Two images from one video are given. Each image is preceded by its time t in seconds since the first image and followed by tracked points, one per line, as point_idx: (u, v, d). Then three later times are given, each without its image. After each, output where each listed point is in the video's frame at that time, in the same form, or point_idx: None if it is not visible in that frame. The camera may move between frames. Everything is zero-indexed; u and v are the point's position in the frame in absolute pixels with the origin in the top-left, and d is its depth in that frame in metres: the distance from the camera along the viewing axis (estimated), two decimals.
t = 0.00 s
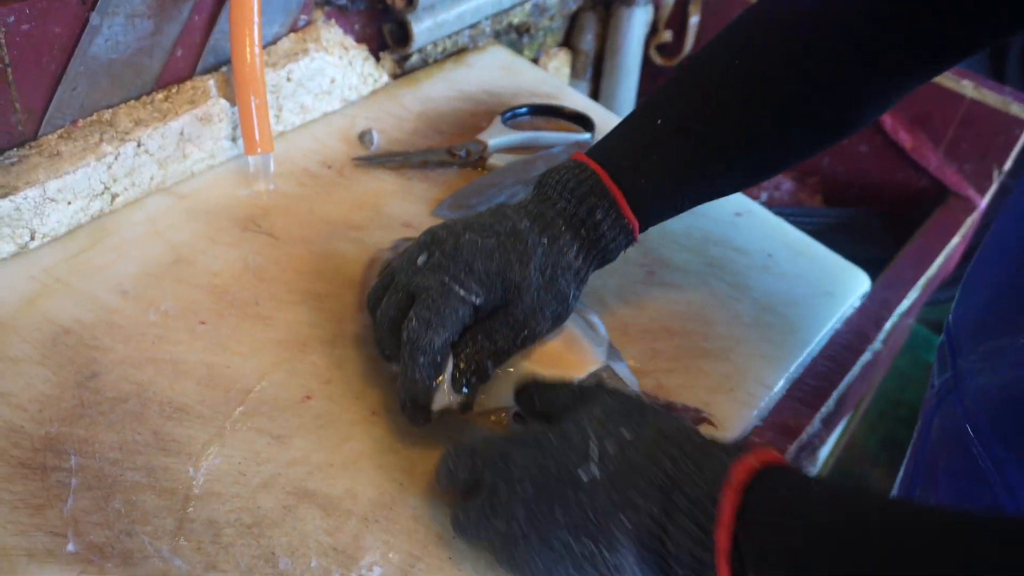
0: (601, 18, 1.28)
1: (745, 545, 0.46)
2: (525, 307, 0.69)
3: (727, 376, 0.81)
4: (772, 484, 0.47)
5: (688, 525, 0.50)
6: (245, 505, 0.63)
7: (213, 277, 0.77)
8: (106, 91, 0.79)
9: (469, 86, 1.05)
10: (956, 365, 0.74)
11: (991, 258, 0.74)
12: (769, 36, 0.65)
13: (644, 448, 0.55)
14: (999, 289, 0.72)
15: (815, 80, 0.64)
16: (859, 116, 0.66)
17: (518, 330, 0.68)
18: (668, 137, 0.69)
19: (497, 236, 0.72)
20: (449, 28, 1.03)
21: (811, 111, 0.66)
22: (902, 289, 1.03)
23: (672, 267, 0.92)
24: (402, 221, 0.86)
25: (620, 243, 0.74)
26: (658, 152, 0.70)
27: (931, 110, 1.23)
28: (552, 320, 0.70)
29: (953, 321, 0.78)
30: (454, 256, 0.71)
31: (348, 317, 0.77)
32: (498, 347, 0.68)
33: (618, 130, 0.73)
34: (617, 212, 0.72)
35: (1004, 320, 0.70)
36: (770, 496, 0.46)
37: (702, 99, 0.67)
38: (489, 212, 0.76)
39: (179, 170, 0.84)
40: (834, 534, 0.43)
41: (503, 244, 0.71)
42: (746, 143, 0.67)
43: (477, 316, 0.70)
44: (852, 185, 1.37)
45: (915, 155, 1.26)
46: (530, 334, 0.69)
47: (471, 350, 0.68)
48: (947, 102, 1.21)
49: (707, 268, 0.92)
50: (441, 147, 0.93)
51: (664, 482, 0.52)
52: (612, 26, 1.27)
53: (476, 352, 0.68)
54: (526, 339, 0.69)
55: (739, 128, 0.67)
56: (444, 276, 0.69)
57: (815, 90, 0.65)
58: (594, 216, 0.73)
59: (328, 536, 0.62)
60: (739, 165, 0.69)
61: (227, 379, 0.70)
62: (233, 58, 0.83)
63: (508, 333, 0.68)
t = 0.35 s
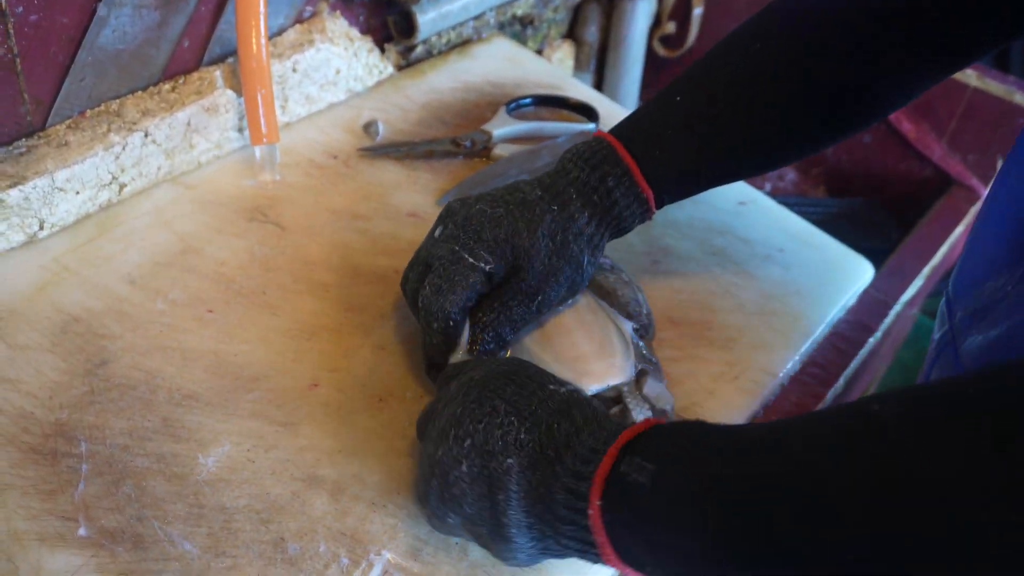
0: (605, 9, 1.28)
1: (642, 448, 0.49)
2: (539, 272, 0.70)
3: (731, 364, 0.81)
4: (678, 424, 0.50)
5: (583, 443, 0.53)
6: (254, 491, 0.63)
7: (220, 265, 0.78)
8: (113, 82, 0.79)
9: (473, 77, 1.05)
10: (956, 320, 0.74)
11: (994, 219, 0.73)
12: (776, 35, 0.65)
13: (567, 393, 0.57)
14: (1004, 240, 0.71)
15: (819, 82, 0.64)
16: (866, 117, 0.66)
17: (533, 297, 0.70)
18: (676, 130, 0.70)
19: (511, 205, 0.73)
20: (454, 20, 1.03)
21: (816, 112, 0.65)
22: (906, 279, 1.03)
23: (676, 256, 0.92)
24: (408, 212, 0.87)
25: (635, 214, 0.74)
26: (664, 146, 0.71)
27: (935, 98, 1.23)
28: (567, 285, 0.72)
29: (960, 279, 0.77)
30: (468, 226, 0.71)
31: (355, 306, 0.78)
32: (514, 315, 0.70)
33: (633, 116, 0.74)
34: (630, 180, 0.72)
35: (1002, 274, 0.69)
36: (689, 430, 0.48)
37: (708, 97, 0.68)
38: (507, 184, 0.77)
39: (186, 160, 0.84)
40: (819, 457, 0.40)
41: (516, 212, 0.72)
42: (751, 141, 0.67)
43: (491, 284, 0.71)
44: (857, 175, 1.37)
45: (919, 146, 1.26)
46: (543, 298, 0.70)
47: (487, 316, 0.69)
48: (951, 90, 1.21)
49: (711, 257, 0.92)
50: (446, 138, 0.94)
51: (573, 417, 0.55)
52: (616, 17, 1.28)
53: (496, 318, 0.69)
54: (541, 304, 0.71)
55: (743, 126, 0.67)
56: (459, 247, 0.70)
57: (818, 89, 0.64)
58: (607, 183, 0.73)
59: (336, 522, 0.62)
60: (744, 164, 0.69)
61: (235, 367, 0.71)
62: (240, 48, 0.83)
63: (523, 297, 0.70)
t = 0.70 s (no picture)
0: (612, 6, 1.29)
1: (633, 470, 0.45)
2: (562, 253, 0.67)
3: (740, 359, 0.82)
4: (679, 434, 0.46)
5: (562, 457, 0.48)
6: (270, 485, 0.64)
7: (233, 262, 0.79)
8: (127, 80, 0.80)
9: (481, 75, 1.06)
10: (969, 316, 0.75)
11: (1009, 220, 0.74)
12: (760, 23, 0.66)
13: (556, 383, 0.52)
14: (1015, 241, 0.72)
15: (799, 71, 0.66)
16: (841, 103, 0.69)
17: (565, 281, 0.67)
18: (665, 112, 0.68)
19: (514, 192, 0.68)
20: (462, 18, 1.04)
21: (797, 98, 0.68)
22: (914, 274, 1.03)
23: (684, 252, 0.93)
24: (418, 208, 0.87)
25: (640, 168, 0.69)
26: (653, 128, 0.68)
27: (940, 94, 1.24)
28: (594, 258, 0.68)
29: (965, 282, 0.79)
30: (478, 230, 0.67)
31: (367, 301, 0.78)
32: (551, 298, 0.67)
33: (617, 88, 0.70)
34: (633, 134, 0.68)
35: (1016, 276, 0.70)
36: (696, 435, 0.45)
37: (697, 83, 0.67)
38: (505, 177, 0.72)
39: (199, 158, 0.85)
40: (823, 465, 0.40)
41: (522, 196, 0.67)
42: (737, 126, 0.68)
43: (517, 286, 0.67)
44: (863, 170, 1.38)
45: (925, 141, 1.27)
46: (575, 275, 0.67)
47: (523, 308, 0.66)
48: (956, 86, 1.22)
49: (719, 252, 0.93)
50: (455, 135, 0.94)
51: (557, 420, 0.50)
52: (622, 15, 1.28)
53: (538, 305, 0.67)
54: (577, 286, 0.67)
55: (730, 111, 0.67)
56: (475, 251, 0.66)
57: (802, 78, 0.67)
58: (606, 138, 0.68)
59: (351, 515, 0.63)
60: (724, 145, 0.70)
61: (249, 362, 0.72)
62: (251, 46, 0.83)
63: (556, 280, 0.67)
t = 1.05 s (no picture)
0: None
1: (802, 491, 0.51)
2: (518, 284, 0.71)
3: (748, 346, 0.82)
4: (824, 433, 0.53)
5: (743, 468, 0.54)
6: (283, 465, 0.64)
7: (244, 248, 0.79)
8: (138, 67, 0.80)
9: (489, 66, 1.06)
10: (983, 331, 0.77)
11: (1008, 234, 0.76)
12: (762, 27, 0.65)
13: (699, 397, 0.58)
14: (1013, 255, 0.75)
15: (802, 68, 0.65)
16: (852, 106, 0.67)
17: (508, 308, 0.71)
18: (665, 133, 0.69)
19: (492, 219, 0.72)
20: (470, 9, 1.05)
21: (803, 98, 0.66)
22: (919, 264, 1.04)
23: (691, 240, 0.93)
24: (427, 196, 0.88)
25: (612, 223, 0.73)
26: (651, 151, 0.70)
27: (944, 87, 1.24)
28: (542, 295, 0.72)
29: (975, 291, 0.81)
30: (443, 236, 0.71)
31: (378, 287, 0.79)
32: (493, 323, 0.70)
33: (616, 121, 0.73)
34: (605, 188, 0.72)
35: None
36: (831, 449, 0.51)
37: (698, 96, 0.68)
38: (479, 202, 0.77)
39: (209, 145, 0.86)
40: (863, 461, 0.50)
41: (495, 226, 0.72)
42: (742, 135, 0.68)
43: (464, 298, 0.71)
44: (868, 162, 1.39)
45: (929, 134, 1.27)
46: (519, 308, 0.71)
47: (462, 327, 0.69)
48: (961, 78, 1.22)
49: (726, 241, 0.93)
50: (463, 124, 0.95)
51: (718, 432, 0.56)
52: (628, 7, 1.29)
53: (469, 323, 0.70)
54: (513, 313, 0.71)
55: (732, 121, 0.67)
56: (434, 257, 0.70)
57: (806, 74, 0.65)
58: (581, 192, 0.72)
59: (363, 496, 0.64)
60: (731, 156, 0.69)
61: (261, 346, 0.72)
62: (262, 34, 0.84)
63: (499, 308, 0.70)
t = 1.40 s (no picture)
0: None
1: (764, 451, 0.53)
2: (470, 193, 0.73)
3: (749, 340, 0.83)
4: (775, 399, 0.54)
5: (709, 429, 0.56)
6: (288, 458, 0.65)
7: (249, 244, 0.80)
8: (143, 64, 0.81)
9: (490, 63, 1.07)
10: (991, 329, 0.76)
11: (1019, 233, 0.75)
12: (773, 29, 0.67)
13: (662, 361, 0.60)
14: (1017, 252, 0.76)
15: (809, 69, 0.65)
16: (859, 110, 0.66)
17: (445, 210, 0.72)
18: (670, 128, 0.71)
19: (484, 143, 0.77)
20: (472, 7, 1.05)
21: (809, 97, 0.66)
22: (919, 259, 1.04)
23: (692, 236, 0.94)
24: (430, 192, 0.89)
25: (584, 203, 0.74)
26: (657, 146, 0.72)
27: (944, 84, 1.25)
28: (482, 210, 0.73)
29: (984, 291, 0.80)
30: (434, 140, 0.76)
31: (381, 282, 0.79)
32: (422, 224, 0.72)
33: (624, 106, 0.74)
34: (576, 138, 0.75)
35: None
36: (797, 414, 0.52)
37: (704, 96, 0.69)
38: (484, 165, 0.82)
39: (213, 142, 0.86)
40: (866, 440, 0.49)
41: (481, 146, 0.76)
42: (747, 137, 0.69)
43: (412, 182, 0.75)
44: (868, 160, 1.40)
45: (930, 131, 1.29)
46: (451, 205, 0.72)
47: (402, 204, 0.72)
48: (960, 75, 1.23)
49: (727, 236, 0.94)
50: (465, 121, 0.95)
51: (681, 397, 0.58)
52: (629, 6, 1.29)
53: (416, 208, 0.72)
54: (446, 214, 0.72)
55: (737, 119, 0.69)
56: (423, 149, 0.76)
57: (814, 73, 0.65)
58: (558, 148, 0.75)
59: (368, 488, 0.64)
60: (735, 151, 0.70)
61: (266, 340, 0.73)
62: (265, 31, 0.84)
63: (440, 206, 0.72)
